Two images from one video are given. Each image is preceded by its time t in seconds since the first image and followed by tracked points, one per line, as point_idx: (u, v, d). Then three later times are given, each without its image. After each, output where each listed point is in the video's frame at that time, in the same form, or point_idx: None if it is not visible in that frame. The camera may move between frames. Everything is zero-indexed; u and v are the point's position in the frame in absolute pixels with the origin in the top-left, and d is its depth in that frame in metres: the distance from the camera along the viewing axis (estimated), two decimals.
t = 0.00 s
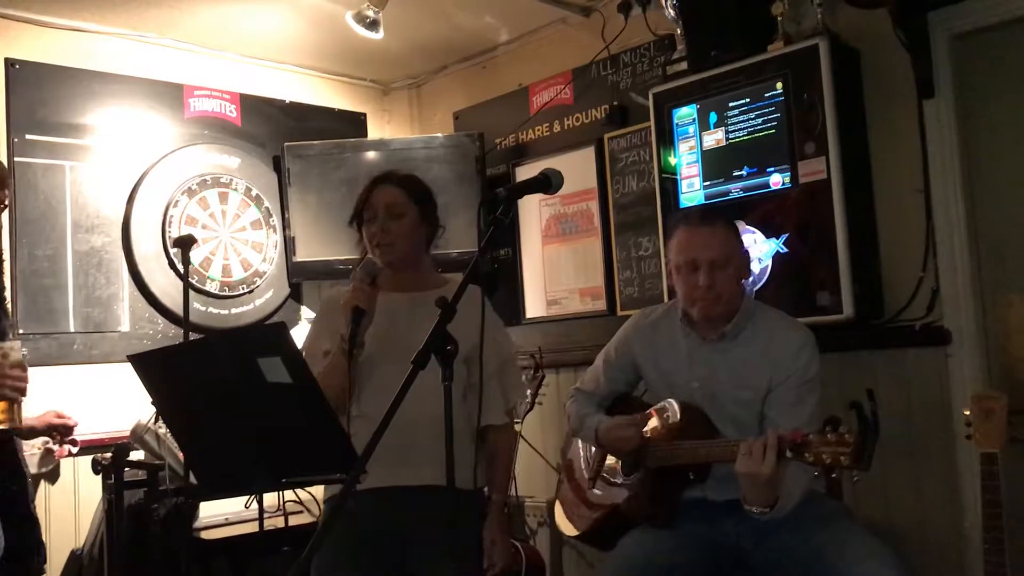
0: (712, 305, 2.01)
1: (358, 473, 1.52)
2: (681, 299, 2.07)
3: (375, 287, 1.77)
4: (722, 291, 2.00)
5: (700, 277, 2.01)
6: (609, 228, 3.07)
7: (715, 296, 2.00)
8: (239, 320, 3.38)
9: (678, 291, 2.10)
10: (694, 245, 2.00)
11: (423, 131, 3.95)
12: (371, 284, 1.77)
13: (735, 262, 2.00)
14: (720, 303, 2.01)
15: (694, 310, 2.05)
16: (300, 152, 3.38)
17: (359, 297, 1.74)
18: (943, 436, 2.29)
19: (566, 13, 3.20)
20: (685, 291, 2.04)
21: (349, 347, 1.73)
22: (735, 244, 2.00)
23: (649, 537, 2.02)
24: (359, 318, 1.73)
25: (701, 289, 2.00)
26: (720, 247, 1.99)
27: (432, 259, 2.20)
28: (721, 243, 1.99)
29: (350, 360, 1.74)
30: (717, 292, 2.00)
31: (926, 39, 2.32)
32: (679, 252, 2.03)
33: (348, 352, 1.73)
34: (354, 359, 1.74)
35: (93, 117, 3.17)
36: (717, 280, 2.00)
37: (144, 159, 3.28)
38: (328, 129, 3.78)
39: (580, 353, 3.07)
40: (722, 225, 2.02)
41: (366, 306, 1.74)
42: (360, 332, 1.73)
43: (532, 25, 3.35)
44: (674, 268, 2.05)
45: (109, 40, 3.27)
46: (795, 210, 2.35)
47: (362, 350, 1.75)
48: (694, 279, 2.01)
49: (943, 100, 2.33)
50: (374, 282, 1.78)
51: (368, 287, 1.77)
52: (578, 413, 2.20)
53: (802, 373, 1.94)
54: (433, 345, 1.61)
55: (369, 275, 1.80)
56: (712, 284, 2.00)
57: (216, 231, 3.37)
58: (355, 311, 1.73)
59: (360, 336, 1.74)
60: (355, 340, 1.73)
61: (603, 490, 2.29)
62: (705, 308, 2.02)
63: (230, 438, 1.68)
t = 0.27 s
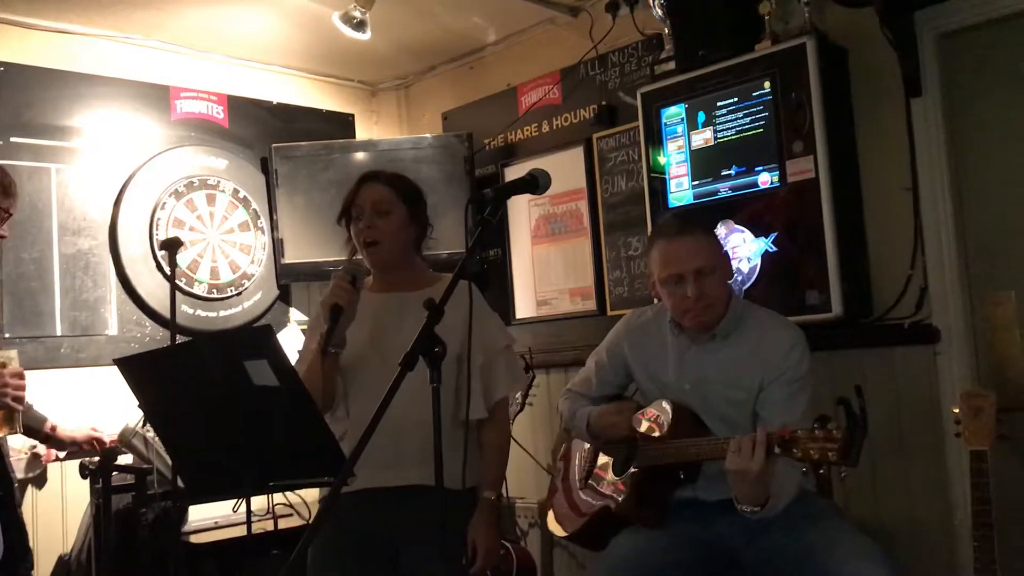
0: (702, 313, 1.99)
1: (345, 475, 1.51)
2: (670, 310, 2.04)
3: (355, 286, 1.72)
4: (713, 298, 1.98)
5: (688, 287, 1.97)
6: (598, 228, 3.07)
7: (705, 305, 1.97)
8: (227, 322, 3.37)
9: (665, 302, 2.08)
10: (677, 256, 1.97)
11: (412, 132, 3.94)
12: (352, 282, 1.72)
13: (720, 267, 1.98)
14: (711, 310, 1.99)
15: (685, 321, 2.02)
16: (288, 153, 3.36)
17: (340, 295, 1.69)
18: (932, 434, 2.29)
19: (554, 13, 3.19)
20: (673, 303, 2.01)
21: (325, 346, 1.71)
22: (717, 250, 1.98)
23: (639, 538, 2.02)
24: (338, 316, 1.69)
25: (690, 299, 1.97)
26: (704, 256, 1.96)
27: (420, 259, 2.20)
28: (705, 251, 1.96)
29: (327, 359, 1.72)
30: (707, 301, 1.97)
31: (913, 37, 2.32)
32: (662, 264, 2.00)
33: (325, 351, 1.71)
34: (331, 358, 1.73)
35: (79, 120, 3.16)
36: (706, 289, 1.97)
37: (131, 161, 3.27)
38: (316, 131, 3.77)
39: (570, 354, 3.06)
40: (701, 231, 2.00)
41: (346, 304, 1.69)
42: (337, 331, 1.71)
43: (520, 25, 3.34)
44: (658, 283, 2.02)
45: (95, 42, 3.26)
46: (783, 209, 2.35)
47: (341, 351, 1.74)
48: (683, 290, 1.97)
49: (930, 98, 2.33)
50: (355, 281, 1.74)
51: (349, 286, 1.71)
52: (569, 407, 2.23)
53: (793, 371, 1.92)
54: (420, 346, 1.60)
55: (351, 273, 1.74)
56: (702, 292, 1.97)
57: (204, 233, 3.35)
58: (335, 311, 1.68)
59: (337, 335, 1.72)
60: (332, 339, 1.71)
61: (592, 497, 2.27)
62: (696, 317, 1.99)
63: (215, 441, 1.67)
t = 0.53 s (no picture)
0: (690, 315, 1.99)
1: (335, 478, 1.51)
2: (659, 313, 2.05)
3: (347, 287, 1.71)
4: (701, 301, 1.98)
5: (675, 289, 1.97)
6: (589, 228, 3.07)
7: (693, 308, 1.98)
8: (218, 324, 3.36)
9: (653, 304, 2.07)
10: (661, 260, 1.97)
11: (402, 132, 3.94)
12: (343, 283, 1.71)
13: (705, 268, 1.98)
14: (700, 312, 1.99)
15: (674, 324, 2.03)
16: (278, 155, 3.35)
17: (330, 296, 1.68)
18: (921, 432, 2.30)
19: (543, 14, 3.20)
20: (661, 306, 2.01)
21: (315, 347, 1.72)
22: (701, 251, 1.98)
23: (630, 537, 2.02)
24: (328, 318, 1.69)
25: (678, 302, 1.97)
26: (689, 258, 1.96)
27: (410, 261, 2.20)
28: (689, 253, 1.96)
29: (317, 361, 1.73)
30: (695, 303, 1.97)
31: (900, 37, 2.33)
32: (647, 268, 2.00)
33: (316, 352, 1.72)
34: (322, 359, 1.74)
35: (67, 123, 3.15)
36: (692, 291, 1.97)
37: (120, 164, 3.26)
38: (306, 132, 3.76)
39: (561, 354, 3.08)
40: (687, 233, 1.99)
41: (337, 306, 1.69)
42: (327, 333, 1.72)
43: (509, 26, 3.34)
44: (644, 285, 2.02)
45: (83, 44, 3.25)
46: (772, 208, 2.35)
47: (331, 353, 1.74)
48: (669, 293, 1.97)
49: (917, 98, 2.34)
50: (346, 282, 1.73)
51: (341, 288, 1.70)
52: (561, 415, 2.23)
53: (780, 369, 1.93)
54: (411, 349, 1.59)
55: (342, 273, 1.73)
56: (689, 295, 1.97)
57: (194, 235, 3.35)
58: (325, 311, 1.68)
59: (327, 336, 1.73)
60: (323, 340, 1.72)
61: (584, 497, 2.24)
62: (686, 321, 2.00)
63: (204, 444, 1.67)
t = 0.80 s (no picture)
0: (683, 319, 1.99)
1: (328, 477, 1.50)
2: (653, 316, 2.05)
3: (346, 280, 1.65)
4: (693, 306, 1.98)
5: (667, 294, 1.97)
6: (583, 228, 3.07)
7: (687, 312, 1.98)
8: (211, 324, 3.35)
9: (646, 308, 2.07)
10: (651, 266, 1.97)
11: (396, 132, 3.94)
12: (344, 276, 1.64)
13: (697, 270, 1.98)
14: (694, 316, 1.99)
15: (669, 327, 2.03)
16: (271, 155, 3.35)
17: (330, 290, 1.62)
18: (914, 430, 2.30)
19: (537, 13, 3.19)
20: (655, 311, 2.01)
21: (315, 341, 1.66)
22: (692, 254, 1.99)
23: (624, 536, 2.02)
24: (327, 312, 1.63)
25: (672, 307, 1.96)
26: (681, 261, 1.96)
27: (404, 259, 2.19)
28: (680, 257, 1.96)
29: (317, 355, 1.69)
30: (688, 308, 1.97)
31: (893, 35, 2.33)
32: (638, 274, 2.00)
33: (316, 346, 1.67)
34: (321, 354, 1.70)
35: (59, 122, 3.14)
36: (685, 294, 1.97)
37: (112, 163, 3.25)
38: (300, 132, 3.76)
39: (555, 353, 3.08)
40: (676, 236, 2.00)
41: (336, 300, 1.62)
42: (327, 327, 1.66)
43: (503, 25, 3.34)
44: (637, 291, 2.02)
45: (75, 44, 3.24)
46: (765, 207, 2.36)
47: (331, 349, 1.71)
48: (663, 298, 1.97)
49: (910, 96, 2.35)
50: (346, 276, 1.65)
51: (340, 281, 1.63)
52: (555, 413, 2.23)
53: (774, 366, 1.93)
54: (405, 348, 1.59)
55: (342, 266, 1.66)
56: (683, 300, 1.97)
57: (187, 235, 3.34)
58: (325, 306, 1.62)
59: (326, 330, 1.67)
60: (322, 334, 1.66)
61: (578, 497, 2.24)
62: (680, 324, 2.00)
63: (197, 443, 1.67)
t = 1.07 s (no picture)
0: (679, 328, 1.99)
1: (326, 479, 1.50)
2: (648, 323, 2.05)
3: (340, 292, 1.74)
4: (687, 314, 1.98)
5: (662, 304, 1.97)
6: (580, 229, 3.07)
7: (681, 322, 1.98)
8: (208, 326, 3.35)
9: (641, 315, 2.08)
10: (647, 275, 1.96)
11: (393, 133, 3.94)
12: (338, 290, 1.74)
13: (690, 279, 1.99)
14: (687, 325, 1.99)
15: (665, 335, 2.03)
16: (267, 157, 3.34)
17: (328, 302, 1.71)
18: (911, 430, 2.31)
19: (534, 14, 3.19)
20: (651, 320, 2.01)
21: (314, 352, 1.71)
22: (684, 262, 1.99)
23: (622, 538, 2.02)
24: (328, 324, 1.71)
25: (667, 317, 1.96)
26: (675, 270, 1.97)
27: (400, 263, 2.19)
28: (674, 267, 1.97)
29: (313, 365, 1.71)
30: (683, 316, 1.97)
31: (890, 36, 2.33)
32: (633, 283, 2.00)
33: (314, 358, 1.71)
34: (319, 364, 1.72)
35: (56, 124, 3.13)
36: (679, 303, 1.97)
37: (109, 165, 3.24)
38: (297, 133, 3.75)
39: (553, 355, 3.07)
40: (668, 242, 2.01)
41: (335, 311, 1.71)
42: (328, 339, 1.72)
43: (500, 26, 3.34)
44: (632, 300, 2.02)
45: (71, 46, 3.24)
46: (763, 208, 2.36)
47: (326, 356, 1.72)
48: (657, 308, 1.97)
49: (907, 97, 2.35)
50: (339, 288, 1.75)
51: (335, 293, 1.73)
52: (554, 425, 2.22)
53: (772, 366, 1.93)
54: (403, 350, 1.59)
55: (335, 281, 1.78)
56: (678, 309, 1.97)
57: (184, 237, 3.33)
58: (325, 317, 1.70)
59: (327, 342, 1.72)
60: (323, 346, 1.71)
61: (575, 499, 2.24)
62: (676, 331, 2.01)
63: (194, 446, 1.66)
